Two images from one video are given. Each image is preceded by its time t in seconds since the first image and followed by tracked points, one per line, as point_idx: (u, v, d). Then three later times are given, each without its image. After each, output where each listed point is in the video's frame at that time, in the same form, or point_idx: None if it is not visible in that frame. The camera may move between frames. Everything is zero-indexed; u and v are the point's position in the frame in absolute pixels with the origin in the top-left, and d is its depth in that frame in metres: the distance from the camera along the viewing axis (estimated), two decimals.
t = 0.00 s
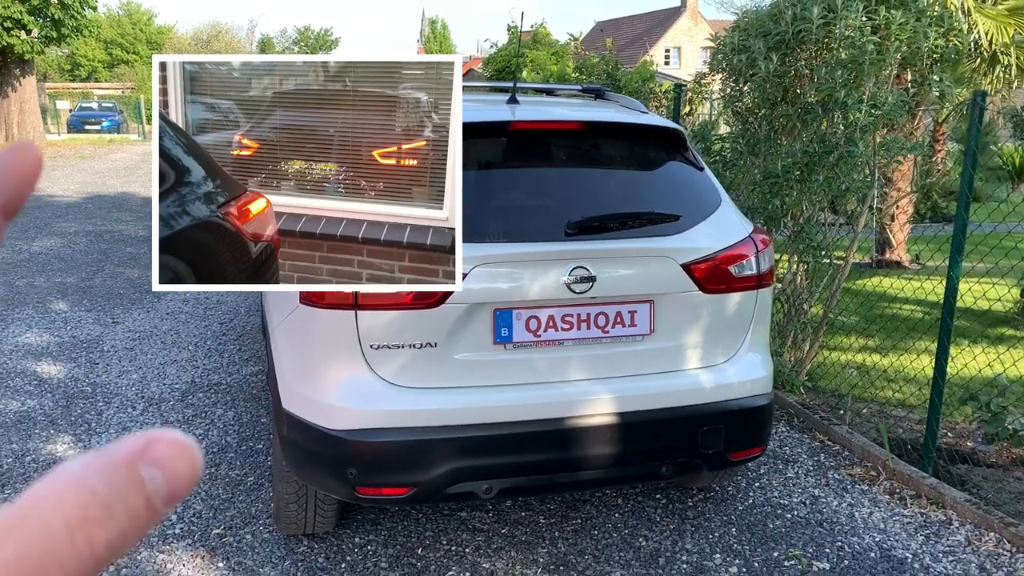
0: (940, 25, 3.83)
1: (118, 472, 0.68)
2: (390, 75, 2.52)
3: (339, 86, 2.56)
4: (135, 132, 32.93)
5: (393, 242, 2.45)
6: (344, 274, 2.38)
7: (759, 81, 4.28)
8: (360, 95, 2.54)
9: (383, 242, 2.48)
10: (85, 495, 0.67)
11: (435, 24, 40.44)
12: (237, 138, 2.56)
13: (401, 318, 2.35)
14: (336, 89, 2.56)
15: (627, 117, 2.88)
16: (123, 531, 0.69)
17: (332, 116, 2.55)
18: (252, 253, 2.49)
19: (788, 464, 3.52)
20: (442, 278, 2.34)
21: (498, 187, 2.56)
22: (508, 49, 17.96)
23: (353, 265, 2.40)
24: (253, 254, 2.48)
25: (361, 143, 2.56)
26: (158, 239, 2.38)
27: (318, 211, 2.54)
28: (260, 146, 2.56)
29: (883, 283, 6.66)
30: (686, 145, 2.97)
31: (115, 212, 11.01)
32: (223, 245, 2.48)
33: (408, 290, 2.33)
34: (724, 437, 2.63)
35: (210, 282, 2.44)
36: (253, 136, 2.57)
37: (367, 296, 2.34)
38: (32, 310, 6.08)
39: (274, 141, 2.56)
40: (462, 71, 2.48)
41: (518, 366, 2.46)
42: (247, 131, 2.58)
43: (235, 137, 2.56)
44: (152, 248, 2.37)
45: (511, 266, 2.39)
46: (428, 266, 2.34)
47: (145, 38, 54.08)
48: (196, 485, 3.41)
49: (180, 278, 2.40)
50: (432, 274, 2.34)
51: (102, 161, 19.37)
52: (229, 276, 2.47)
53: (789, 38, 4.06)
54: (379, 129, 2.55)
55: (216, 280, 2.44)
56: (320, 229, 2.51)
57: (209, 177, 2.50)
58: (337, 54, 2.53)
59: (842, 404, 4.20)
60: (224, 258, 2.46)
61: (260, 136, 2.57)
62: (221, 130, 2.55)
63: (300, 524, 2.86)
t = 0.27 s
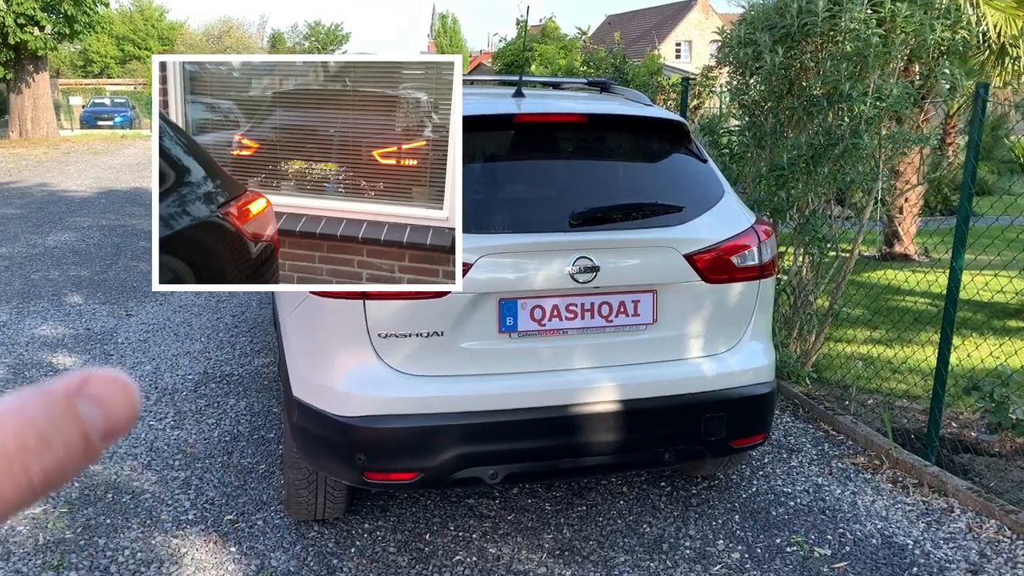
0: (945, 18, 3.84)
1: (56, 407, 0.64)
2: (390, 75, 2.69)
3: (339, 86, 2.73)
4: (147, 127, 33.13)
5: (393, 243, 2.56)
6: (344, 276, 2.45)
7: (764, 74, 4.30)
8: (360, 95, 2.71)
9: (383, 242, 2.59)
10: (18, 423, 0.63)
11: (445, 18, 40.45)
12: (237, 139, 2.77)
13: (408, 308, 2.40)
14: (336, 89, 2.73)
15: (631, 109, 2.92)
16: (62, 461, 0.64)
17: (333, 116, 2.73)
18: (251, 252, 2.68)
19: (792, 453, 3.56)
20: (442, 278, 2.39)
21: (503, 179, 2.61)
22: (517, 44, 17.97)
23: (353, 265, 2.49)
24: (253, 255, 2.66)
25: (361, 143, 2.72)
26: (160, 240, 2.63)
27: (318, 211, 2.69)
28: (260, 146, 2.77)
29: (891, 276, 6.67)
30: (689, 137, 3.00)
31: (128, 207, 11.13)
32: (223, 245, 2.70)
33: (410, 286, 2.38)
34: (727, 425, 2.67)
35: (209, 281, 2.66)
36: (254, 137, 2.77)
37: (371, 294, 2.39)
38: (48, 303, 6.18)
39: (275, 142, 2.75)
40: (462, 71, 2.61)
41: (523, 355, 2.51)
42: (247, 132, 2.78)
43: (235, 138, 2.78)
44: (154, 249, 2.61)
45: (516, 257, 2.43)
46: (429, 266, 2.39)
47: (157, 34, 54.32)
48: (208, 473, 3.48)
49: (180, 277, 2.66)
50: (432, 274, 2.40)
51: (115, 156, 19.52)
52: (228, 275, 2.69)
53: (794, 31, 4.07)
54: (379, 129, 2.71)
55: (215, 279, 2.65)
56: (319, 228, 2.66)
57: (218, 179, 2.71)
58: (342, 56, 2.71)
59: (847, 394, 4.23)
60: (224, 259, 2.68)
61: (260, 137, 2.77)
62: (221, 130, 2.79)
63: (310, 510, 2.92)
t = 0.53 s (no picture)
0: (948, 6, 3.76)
1: (107, 377, 0.57)
2: (390, 75, 2.69)
3: (339, 86, 2.73)
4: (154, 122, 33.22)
5: (393, 243, 2.57)
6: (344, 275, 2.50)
7: (768, 63, 4.30)
8: (360, 95, 2.70)
9: (383, 241, 2.63)
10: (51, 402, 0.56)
11: (450, 10, 40.38)
12: (237, 138, 2.72)
13: (414, 298, 2.43)
14: (336, 89, 2.73)
15: (634, 99, 2.94)
16: (110, 435, 0.58)
17: (332, 116, 2.72)
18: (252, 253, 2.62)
19: (796, 440, 3.59)
20: (442, 279, 2.41)
21: (507, 170, 2.63)
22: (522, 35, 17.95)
23: (353, 265, 2.52)
24: (253, 255, 2.62)
25: (361, 143, 2.72)
26: (159, 240, 2.52)
27: (318, 211, 2.69)
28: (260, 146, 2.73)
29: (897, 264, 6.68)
30: (692, 127, 3.02)
31: (136, 202, 11.20)
32: (223, 245, 2.59)
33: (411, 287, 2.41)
34: (729, 411, 2.70)
35: (209, 281, 2.57)
36: (253, 136, 2.74)
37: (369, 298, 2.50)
38: (59, 297, 6.25)
39: (275, 142, 2.73)
40: (462, 71, 2.60)
41: (528, 343, 2.54)
42: (247, 132, 2.74)
43: (235, 137, 2.73)
44: (154, 249, 2.50)
45: (519, 247, 2.46)
46: (429, 267, 2.42)
47: (162, 28, 54.38)
48: (219, 463, 3.53)
49: (180, 277, 2.57)
50: (432, 274, 2.43)
51: (123, 151, 19.61)
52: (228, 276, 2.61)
53: (796, 20, 4.07)
54: (379, 129, 2.70)
55: (215, 279, 2.56)
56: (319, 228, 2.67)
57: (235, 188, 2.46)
58: (341, 55, 2.69)
59: (851, 382, 4.26)
60: (224, 258, 2.59)
61: (260, 136, 2.74)
62: (221, 130, 2.72)
63: (320, 497, 2.97)
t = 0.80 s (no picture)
0: None
1: (272, 450, 0.73)
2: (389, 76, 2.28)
3: (339, 86, 2.33)
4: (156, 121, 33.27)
5: (393, 243, 2.35)
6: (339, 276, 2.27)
7: (767, 58, 4.31)
8: (360, 94, 2.33)
9: (383, 242, 2.37)
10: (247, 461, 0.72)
11: (450, 6, 40.34)
12: (236, 138, 2.10)
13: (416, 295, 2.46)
14: (336, 89, 2.32)
15: (633, 96, 2.95)
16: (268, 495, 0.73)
17: (331, 113, 2.31)
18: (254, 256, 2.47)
19: (797, 433, 3.61)
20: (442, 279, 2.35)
21: (507, 167, 2.65)
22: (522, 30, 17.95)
23: (352, 265, 2.30)
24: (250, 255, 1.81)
25: (361, 143, 2.33)
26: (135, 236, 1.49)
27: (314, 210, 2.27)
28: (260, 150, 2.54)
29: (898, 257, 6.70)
30: (691, 123, 3.04)
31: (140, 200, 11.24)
32: (220, 242, 1.66)
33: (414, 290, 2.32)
34: (729, 404, 2.73)
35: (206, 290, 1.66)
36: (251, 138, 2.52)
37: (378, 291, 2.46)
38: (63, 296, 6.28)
39: (274, 142, 2.26)
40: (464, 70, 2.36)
41: (529, 339, 2.56)
42: (247, 131, 2.14)
43: (234, 136, 2.08)
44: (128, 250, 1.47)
45: (520, 243, 2.48)
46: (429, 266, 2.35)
47: (163, 27, 54.40)
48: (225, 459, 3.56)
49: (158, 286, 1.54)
50: (432, 274, 2.36)
51: (125, 150, 19.67)
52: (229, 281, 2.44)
53: (795, 14, 4.08)
54: (379, 129, 2.35)
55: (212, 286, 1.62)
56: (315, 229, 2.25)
57: (202, 178, 1.60)
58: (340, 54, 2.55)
59: (852, 375, 4.28)
60: (223, 258, 1.64)
61: (260, 136, 2.24)
62: (221, 131, 1.96)
63: (325, 493, 3.00)
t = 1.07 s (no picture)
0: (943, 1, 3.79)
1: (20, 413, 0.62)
2: (389, 75, 2.50)
3: (339, 86, 2.53)
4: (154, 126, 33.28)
5: (394, 242, 2.48)
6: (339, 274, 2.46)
7: (764, 60, 4.33)
8: (359, 94, 2.53)
9: (383, 241, 2.51)
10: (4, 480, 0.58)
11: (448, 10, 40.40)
12: (237, 138, 2.53)
13: (415, 298, 2.47)
14: (336, 90, 2.53)
15: (630, 99, 2.97)
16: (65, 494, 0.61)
17: (329, 113, 2.52)
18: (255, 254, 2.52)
19: (795, 434, 3.62)
20: (442, 279, 2.42)
21: (505, 171, 2.66)
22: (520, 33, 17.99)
23: (353, 265, 2.46)
24: (254, 255, 2.51)
25: (361, 143, 2.53)
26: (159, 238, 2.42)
27: (315, 212, 2.55)
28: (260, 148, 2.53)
29: (895, 258, 6.71)
30: (688, 125, 3.05)
31: (137, 205, 11.24)
32: (223, 245, 2.51)
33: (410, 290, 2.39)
34: (728, 406, 2.74)
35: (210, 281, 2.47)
36: (253, 136, 2.54)
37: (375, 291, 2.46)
38: (62, 302, 6.28)
39: (274, 142, 2.53)
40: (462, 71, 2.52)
41: (528, 341, 2.57)
42: (248, 131, 2.54)
43: (235, 137, 2.53)
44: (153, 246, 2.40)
45: (518, 246, 2.50)
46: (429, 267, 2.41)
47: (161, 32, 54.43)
48: (224, 464, 3.56)
49: (181, 277, 2.43)
50: (433, 274, 2.42)
51: (123, 155, 19.67)
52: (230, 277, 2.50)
53: (792, 17, 4.09)
54: (379, 129, 2.53)
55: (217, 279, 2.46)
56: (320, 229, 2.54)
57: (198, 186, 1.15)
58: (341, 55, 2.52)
59: (850, 376, 4.29)
60: (224, 259, 2.49)
61: (260, 136, 2.54)
62: (221, 130, 2.53)
63: (325, 497, 3.00)
